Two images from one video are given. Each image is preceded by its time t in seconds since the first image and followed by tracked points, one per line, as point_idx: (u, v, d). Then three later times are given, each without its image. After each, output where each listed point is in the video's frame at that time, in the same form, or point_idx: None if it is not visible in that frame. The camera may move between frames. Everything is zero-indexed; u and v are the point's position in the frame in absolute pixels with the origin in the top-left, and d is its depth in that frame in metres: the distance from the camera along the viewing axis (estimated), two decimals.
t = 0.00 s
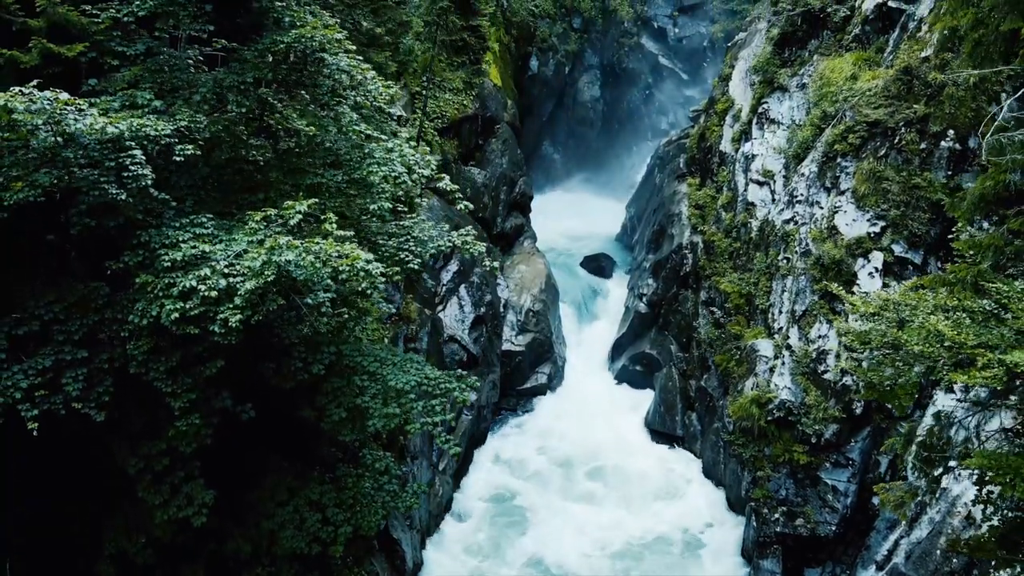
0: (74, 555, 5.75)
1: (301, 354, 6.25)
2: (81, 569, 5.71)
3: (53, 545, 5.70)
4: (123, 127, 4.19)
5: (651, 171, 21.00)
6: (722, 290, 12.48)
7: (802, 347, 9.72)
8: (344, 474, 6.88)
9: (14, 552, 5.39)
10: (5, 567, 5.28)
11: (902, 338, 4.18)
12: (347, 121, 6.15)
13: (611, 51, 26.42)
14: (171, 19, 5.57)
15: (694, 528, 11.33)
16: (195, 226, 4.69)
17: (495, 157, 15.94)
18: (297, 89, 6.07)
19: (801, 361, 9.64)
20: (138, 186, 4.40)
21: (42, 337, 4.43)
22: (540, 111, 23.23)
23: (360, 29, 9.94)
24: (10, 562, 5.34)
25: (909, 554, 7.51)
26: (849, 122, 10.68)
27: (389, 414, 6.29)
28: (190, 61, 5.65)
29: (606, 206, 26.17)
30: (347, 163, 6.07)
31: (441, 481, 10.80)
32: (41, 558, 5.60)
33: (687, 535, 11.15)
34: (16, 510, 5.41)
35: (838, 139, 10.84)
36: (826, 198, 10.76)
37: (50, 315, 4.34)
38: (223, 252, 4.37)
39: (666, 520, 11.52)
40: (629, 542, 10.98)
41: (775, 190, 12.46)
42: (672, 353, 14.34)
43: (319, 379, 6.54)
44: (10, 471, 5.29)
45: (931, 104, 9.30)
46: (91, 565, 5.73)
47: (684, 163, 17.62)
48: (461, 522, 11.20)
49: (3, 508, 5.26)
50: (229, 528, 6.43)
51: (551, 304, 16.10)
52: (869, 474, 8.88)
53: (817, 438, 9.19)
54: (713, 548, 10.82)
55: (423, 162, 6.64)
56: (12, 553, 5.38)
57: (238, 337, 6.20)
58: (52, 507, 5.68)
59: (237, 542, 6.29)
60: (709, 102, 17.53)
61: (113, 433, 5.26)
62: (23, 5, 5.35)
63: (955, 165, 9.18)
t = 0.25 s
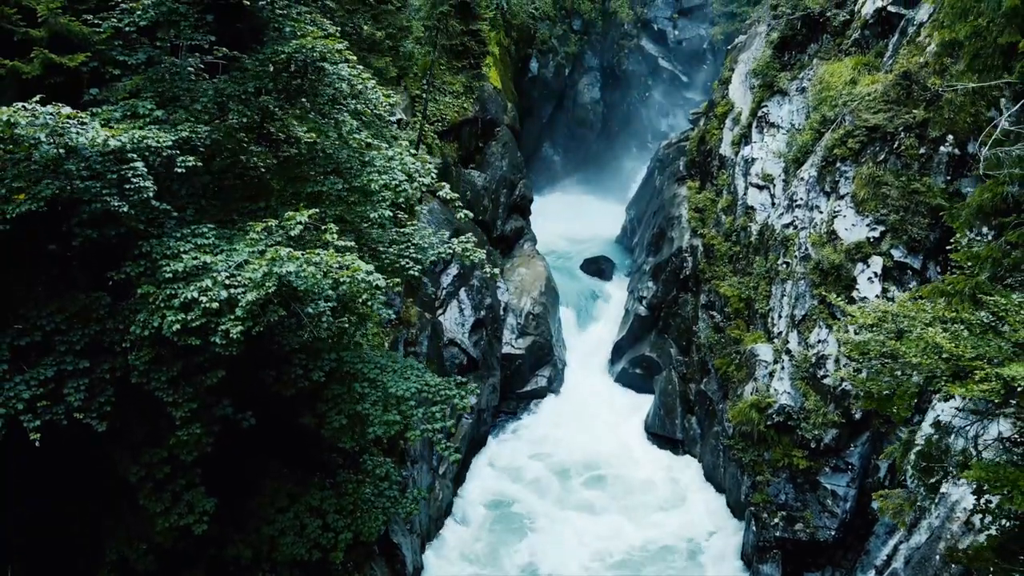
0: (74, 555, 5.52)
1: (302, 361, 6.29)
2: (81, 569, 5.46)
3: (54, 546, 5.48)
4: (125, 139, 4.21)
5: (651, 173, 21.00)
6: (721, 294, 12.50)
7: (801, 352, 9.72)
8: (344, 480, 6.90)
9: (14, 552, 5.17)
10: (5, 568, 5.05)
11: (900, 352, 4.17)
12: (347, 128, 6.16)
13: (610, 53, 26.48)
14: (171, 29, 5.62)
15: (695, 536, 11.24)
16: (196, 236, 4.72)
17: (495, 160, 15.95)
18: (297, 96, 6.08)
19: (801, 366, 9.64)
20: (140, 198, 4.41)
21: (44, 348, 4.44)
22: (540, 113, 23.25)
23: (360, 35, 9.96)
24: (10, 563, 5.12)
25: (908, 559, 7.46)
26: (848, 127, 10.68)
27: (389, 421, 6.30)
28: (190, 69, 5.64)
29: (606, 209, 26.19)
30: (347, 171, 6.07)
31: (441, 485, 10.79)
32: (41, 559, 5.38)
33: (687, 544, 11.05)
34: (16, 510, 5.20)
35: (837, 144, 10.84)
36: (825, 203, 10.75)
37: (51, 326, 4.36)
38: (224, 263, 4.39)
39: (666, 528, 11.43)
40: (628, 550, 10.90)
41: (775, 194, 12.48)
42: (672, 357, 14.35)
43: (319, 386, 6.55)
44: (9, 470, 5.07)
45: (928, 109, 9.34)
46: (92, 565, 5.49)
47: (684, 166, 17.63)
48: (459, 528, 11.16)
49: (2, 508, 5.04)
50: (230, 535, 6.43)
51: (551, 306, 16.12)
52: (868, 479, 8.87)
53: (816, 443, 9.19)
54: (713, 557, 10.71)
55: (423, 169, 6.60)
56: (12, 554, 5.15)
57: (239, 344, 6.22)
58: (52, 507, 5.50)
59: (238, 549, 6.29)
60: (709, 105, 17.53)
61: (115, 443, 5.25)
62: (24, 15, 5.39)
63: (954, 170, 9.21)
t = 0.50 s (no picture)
0: (74, 555, 5.38)
1: (302, 368, 6.29)
2: (81, 569, 5.33)
3: (53, 546, 5.31)
4: (127, 152, 4.25)
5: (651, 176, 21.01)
6: (721, 298, 12.52)
7: (801, 356, 9.73)
8: (345, 486, 6.91)
9: (14, 552, 4.97)
10: (4, 570, 4.85)
11: (898, 363, 4.18)
12: (348, 138, 6.17)
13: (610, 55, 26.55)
14: (172, 40, 5.65)
15: (697, 546, 11.08)
16: (198, 247, 4.75)
17: (495, 163, 15.97)
18: (298, 106, 6.11)
19: (800, 371, 9.65)
20: (142, 211, 4.43)
21: (46, 358, 4.46)
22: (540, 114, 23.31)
23: (360, 40, 9.99)
24: (10, 564, 4.91)
25: (907, 564, 7.49)
26: (848, 131, 10.68)
27: (389, 428, 6.32)
28: (191, 78, 5.66)
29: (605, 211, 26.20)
30: (347, 180, 6.08)
31: (441, 489, 10.76)
32: (40, 560, 5.19)
33: (689, 553, 10.90)
34: (16, 510, 4.98)
35: (836, 148, 10.84)
36: (824, 208, 10.77)
37: (53, 336, 4.37)
38: (225, 274, 4.41)
39: (667, 537, 11.29)
40: (628, 559, 10.76)
41: (774, 198, 12.50)
42: (671, 360, 14.37)
43: (320, 393, 6.57)
44: (11, 470, 4.86)
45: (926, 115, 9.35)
46: (92, 565, 5.36)
47: (684, 169, 17.65)
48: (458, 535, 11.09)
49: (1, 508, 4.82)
50: (230, 541, 6.44)
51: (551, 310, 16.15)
52: (867, 483, 8.84)
53: (816, 448, 9.19)
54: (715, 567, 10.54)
55: (424, 178, 6.59)
56: (12, 554, 4.95)
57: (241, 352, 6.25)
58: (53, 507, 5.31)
59: (238, 556, 6.30)
60: (709, 108, 17.54)
61: (116, 454, 5.22)
62: (25, 25, 5.35)
63: (953, 175, 9.19)
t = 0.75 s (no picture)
0: (74, 556, 5.34)
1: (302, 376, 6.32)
2: (81, 569, 5.29)
3: (53, 546, 5.27)
4: (129, 165, 4.26)
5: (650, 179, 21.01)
6: (721, 302, 12.54)
7: (800, 361, 9.73)
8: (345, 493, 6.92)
9: (14, 552, 4.93)
10: (4, 570, 4.80)
11: (896, 374, 4.19)
12: (349, 148, 6.20)
13: (610, 57, 26.67)
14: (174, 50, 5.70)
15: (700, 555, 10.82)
16: (200, 258, 4.78)
17: (495, 167, 16.00)
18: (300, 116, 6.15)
19: (799, 376, 9.65)
20: (144, 223, 4.44)
21: (47, 369, 4.47)
22: (540, 116, 23.37)
23: (361, 45, 10.01)
24: (10, 563, 4.88)
25: (906, 569, 7.53)
26: (847, 136, 10.69)
27: (389, 436, 6.32)
28: (192, 86, 5.68)
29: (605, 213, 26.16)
30: (348, 190, 6.09)
31: (441, 493, 10.72)
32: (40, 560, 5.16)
33: (692, 562, 10.64)
34: (16, 510, 4.92)
35: (835, 153, 10.85)
36: (824, 212, 10.77)
37: (55, 347, 4.39)
38: (226, 286, 4.43)
39: (670, 545, 11.04)
40: (630, 566, 10.51)
41: (774, 202, 12.53)
42: (671, 364, 14.39)
43: (321, 401, 6.59)
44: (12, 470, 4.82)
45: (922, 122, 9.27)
46: (92, 565, 5.33)
47: (684, 172, 17.66)
48: (457, 540, 10.92)
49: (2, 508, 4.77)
50: (231, 549, 6.44)
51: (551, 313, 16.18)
52: (865, 489, 8.90)
53: (816, 453, 9.18)
54: None
55: (424, 187, 6.59)
56: (11, 554, 4.91)
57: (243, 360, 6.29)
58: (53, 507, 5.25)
59: (239, 563, 6.30)
60: (709, 111, 17.55)
61: (117, 462, 5.23)
62: (27, 36, 5.35)
63: (953, 180, 9.09)
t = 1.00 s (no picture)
0: (74, 555, 5.34)
1: (303, 383, 6.33)
2: (81, 569, 5.29)
3: (52, 546, 5.28)
4: (131, 176, 4.27)
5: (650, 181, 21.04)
6: (721, 305, 12.55)
7: (799, 365, 9.74)
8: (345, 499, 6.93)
9: (14, 552, 4.93)
10: (4, 569, 4.81)
11: (895, 384, 4.20)
12: (350, 156, 6.22)
13: (611, 59, 26.69)
14: (175, 59, 5.75)
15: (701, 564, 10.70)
16: (201, 267, 4.81)
17: (495, 169, 16.02)
18: (302, 124, 6.18)
19: (799, 381, 9.65)
20: (145, 234, 4.45)
21: (49, 379, 4.49)
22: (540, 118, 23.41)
23: (361, 50, 10.04)
24: (10, 563, 4.88)
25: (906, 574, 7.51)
26: (847, 140, 10.68)
27: (389, 442, 6.34)
28: (193, 93, 5.71)
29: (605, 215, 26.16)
30: (348, 198, 6.10)
31: (441, 497, 10.71)
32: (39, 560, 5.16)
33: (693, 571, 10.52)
34: (16, 510, 4.90)
35: (835, 157, 10.84)
36: (823, 216, 10.77)
37: (57, 357, 4.40)
38: (227, 296, 4.46)
39: (670, 553, 10.94)
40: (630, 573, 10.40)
41: (773, 205, 12.54)
42: (671, 367, 14.41)
43: (321, 407, 6.61)
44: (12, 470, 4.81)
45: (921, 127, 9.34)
46: (92, 565, 5.32)
47: (684, 175, 17.67)
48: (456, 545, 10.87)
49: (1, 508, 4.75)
50: (231, 555, 6.46)
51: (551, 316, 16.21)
52: (864, 493, 8.86)
53: (815, 457, 9.18)
54: None
55: (425, 195, 6.61)
56: (11, 554, 4.92)
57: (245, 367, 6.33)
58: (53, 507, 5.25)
59: (239, 569, 6.31)
60: (709, 114, 17.56)
61: (118, 470, 5.25)
62: (28, 46, 5.36)
63: (952, 185, 9.11)
